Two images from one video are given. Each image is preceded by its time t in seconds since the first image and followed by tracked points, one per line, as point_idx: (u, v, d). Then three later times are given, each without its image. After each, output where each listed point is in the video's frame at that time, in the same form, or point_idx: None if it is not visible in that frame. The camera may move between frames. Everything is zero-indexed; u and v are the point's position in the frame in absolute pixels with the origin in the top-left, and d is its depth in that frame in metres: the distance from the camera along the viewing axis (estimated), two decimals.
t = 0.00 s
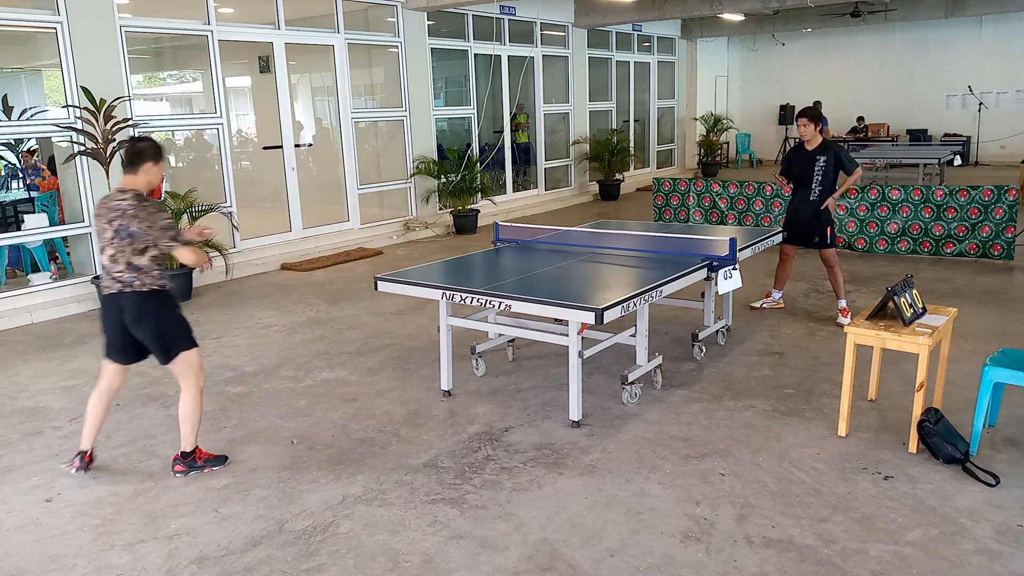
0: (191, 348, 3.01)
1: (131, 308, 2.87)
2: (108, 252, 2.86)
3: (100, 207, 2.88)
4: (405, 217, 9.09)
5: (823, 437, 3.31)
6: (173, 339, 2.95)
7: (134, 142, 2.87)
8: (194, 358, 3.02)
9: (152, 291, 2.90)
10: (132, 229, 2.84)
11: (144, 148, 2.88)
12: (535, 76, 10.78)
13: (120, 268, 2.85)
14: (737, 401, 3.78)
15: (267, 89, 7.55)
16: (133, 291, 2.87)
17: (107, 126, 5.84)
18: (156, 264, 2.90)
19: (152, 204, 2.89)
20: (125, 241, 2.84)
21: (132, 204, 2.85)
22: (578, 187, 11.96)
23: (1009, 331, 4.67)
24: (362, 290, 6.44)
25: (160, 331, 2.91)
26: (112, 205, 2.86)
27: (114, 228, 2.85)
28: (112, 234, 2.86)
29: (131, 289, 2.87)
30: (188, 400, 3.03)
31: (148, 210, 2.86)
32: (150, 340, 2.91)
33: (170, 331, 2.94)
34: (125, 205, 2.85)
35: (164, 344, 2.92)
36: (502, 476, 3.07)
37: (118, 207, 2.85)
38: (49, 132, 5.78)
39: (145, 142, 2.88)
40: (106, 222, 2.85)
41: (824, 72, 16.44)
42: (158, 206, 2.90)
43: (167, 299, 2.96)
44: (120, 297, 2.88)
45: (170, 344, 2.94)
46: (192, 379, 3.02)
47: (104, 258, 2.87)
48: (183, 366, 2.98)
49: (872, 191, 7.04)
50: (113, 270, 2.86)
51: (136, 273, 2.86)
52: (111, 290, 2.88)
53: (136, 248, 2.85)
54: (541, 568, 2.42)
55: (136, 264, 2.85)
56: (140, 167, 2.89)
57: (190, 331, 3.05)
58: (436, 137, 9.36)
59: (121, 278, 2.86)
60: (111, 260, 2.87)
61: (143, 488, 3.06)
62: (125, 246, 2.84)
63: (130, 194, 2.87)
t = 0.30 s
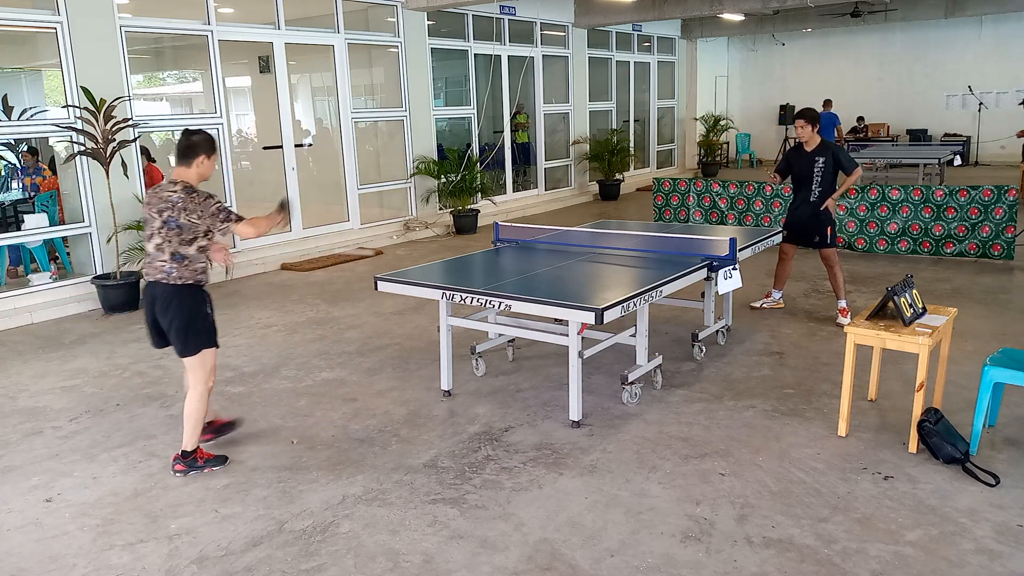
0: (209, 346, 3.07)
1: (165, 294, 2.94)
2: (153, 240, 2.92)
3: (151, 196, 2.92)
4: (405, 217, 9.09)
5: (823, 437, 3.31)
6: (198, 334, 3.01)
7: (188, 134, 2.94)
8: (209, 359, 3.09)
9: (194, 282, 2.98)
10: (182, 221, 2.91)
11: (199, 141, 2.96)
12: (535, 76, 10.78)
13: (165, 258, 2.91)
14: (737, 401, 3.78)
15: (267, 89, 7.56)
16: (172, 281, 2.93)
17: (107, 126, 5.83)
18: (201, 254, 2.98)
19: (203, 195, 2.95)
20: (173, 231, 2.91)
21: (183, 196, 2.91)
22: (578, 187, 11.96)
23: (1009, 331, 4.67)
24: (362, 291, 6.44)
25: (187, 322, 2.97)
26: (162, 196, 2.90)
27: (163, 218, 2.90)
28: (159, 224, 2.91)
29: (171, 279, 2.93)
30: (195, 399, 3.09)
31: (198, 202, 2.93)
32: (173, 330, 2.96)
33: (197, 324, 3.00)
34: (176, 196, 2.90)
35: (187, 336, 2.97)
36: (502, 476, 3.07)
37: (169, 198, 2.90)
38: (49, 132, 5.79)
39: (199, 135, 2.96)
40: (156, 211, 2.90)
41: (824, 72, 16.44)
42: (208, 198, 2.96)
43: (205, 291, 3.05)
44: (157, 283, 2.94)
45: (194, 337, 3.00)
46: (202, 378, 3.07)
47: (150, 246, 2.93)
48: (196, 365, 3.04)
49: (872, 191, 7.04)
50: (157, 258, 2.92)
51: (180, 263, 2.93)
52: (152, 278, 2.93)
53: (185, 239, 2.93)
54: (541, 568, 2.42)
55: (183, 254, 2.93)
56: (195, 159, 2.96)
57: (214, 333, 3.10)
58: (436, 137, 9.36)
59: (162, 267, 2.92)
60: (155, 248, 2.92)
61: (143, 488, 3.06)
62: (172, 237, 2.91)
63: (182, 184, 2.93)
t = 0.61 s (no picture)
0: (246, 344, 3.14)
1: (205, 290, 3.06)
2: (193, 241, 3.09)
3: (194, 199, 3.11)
4: (405, 217, 9.09)
5: (823, 438, 3.31)
6: (233, 332, 3.08)
7: (215, 136, 3.04)
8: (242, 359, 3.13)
9: (225, 282, 3.07)
10: (210, 222, 3.04)
11: (225, 142, 3.04)
12: (535, 76, 10.78)
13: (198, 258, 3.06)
14: (737, 401, 3.78)
15: (267, 89, 7.56)
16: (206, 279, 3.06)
17: (107, 126, 5.82)
18: (230, 254, 3.06)
19: (228, 198, 3.07)
20: (204, 233, 3.05)
21: (212, 199, 3.04)
22: (578, 187, 11.96)
23: (1009, 331, 4.67)
24: (362, 290, 6.44)
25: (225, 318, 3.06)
26: (197, 198, 3.07)
27: (195, 220, 3.06)
28: (195, 225, 3.07)
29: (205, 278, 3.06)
30: (220, 396, 3.12)
31: (222, 205, 3.04)
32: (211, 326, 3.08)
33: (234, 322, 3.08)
34: (205, 199, 3.04)
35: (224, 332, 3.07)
36: (502, 476, 3.07)
37: (199, 201, 3.05)
38: (49, 132, 5.79)
39: (224, 136, 3.04)
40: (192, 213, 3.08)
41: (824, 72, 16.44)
42: (233, 201, 3.07)
43: (242, 289, 3.13)
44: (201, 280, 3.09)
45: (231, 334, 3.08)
46: (233, 377, 3.11)
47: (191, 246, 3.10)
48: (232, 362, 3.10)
49: (873, 191, 7.04)
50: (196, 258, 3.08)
51: (211, 263, 3.04)
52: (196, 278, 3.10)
53: (214, 240, 3.04)
54: (541, 568, 2.42)
55: (213, 255, 3.04)
56: (224, 160, 3.05)
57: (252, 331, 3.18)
58: (436, 136, 9.36)
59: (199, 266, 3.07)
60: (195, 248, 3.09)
61: (143, 488, 3.06)
62: (203, 238, 3.05)
63: (213, 186, 3.06)
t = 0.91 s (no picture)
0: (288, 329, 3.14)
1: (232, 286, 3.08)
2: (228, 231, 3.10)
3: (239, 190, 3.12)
4: (405, 217, 9.09)
5: (823, 437, 3.31)
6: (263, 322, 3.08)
7: (262, 135, 3.04)
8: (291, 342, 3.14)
9: (250, 276, 3.06)
10: (244, 217, 3.01)
11: (272, 141, 3.04)
12: (535, 76, 10.78)
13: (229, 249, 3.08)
14: (737, 401, 3.78)
15: (267, 89, 7.56)
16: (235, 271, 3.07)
17: (107, 126, 5.82)
18: (259, 251, 3.04)
19: (266, 197, 3.03)
20: (238, 226, 3.04)
21: (249, 194, 3.02)
22: (578, 187, 11.96)
23: (1009, 331, 4.67)
24: (362, 290, 6.44)
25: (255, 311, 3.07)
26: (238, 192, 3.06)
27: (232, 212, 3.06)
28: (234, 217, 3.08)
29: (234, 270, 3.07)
30: (288, 383, 3.15)
31: (258, 203, 3.01)
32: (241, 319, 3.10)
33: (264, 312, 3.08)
34: (245, 193, 3.03)
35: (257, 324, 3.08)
36: (502, 476, 3.07)
37: (239, 194, 3.04)
38: (49, 132, 5.81)
39: (270, 136, 3.04)
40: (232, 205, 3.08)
41: (824, 72, 16.45)
42: (271, 201, 3.04)
43: (268, 284, 3.11)
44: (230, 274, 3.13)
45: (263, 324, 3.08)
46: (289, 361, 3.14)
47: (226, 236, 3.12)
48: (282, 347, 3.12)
49: (872, 191, 7.04)
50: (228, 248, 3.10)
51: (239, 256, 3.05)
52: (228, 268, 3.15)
53: (245, 235, 3.02)
54: (541, 568, 2.42)
55: (243, 248, 3.04)
56: (269, 159, 3.04)
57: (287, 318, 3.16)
58: (436, 137, 9.36)
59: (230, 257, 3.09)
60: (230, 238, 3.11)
61: (143, 488, 3.06)
62: (237, 230, 3.04)
63: (255, 183, 3.04)
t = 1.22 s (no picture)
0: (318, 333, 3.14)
1: (259, 299, 3.05)
2: (261, 242, 3.02)
3: (274, 203, 3.02)
4: (405, 217, 9.09)
5: (822, 437, 3.31)
6: (293, 331, 3.07)
7: (316, 157, 3.01)
8: (322, 346, 3.14)
9: (284, 292, 3.06)
10: (293, 237, 2.98)
11: (324, 165, 3.03)
12: (535, 76, 10.78)
13: (265, 262, 3.02)
14: (737, 401, 3.78)
15: (267, 89, 7.56)
16: (267, 285, 3.04)
17: (107, 126, 5.82)
18: (297, 270, 3.05)
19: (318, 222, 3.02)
20: (282, 243, 2.99)
21: (301, 217, 2.97)
22: (578, 187, 11.96)
23: (1009, 331, 4.67)
24: (362, 290, 6.44)
25: (283, 322, 3.06)
26: (284, 208, 2.98)
27: (275, 228, 2.98)
28: (272, 231, 2.99)
29: (266, 283, 3.04)
30: (322, 386, 3.14)
31: (314, 225, 2.99)
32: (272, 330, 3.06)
33: (293, 324, 3.07)
34: (296, 214, 2.97)
35: (285, 334, 3.06)
36: (502, 476, 3.07)
37: (290, 211, 2.97)
38: (49, 132, 5.81)
39: (324, 159, 3.03)
40: (272, 219, 2.99)
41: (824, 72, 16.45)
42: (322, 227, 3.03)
43: (297, 301, 3.13)
44: (252, 284, 3.08)
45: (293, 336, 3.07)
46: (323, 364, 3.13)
47: (257, 247, 3.04)
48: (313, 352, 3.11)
49: (872, 191, 7.04)
50: (259, 259, 3.04)
51: (276, 272, 3.03)
52: (249, 277, 3.07)
53: (289, 253, 3.01)
54: (541, 568, 2.42)
55: (282, 264, 3.02)
56: (319, 182, 3.03)
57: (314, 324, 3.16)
58: (436, 136, 9.36)
59: (261, 269, 3.04)
60: (260, 248, 3.03)
61: (143, 488, 3.06)
62: (279, 247, 3.00)
63: (306, 205, 3.00)
